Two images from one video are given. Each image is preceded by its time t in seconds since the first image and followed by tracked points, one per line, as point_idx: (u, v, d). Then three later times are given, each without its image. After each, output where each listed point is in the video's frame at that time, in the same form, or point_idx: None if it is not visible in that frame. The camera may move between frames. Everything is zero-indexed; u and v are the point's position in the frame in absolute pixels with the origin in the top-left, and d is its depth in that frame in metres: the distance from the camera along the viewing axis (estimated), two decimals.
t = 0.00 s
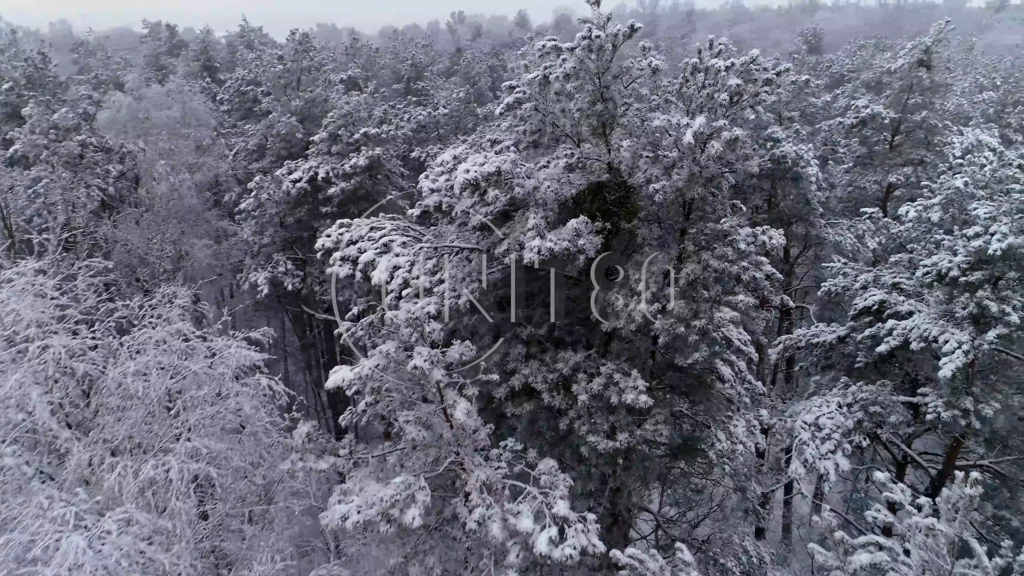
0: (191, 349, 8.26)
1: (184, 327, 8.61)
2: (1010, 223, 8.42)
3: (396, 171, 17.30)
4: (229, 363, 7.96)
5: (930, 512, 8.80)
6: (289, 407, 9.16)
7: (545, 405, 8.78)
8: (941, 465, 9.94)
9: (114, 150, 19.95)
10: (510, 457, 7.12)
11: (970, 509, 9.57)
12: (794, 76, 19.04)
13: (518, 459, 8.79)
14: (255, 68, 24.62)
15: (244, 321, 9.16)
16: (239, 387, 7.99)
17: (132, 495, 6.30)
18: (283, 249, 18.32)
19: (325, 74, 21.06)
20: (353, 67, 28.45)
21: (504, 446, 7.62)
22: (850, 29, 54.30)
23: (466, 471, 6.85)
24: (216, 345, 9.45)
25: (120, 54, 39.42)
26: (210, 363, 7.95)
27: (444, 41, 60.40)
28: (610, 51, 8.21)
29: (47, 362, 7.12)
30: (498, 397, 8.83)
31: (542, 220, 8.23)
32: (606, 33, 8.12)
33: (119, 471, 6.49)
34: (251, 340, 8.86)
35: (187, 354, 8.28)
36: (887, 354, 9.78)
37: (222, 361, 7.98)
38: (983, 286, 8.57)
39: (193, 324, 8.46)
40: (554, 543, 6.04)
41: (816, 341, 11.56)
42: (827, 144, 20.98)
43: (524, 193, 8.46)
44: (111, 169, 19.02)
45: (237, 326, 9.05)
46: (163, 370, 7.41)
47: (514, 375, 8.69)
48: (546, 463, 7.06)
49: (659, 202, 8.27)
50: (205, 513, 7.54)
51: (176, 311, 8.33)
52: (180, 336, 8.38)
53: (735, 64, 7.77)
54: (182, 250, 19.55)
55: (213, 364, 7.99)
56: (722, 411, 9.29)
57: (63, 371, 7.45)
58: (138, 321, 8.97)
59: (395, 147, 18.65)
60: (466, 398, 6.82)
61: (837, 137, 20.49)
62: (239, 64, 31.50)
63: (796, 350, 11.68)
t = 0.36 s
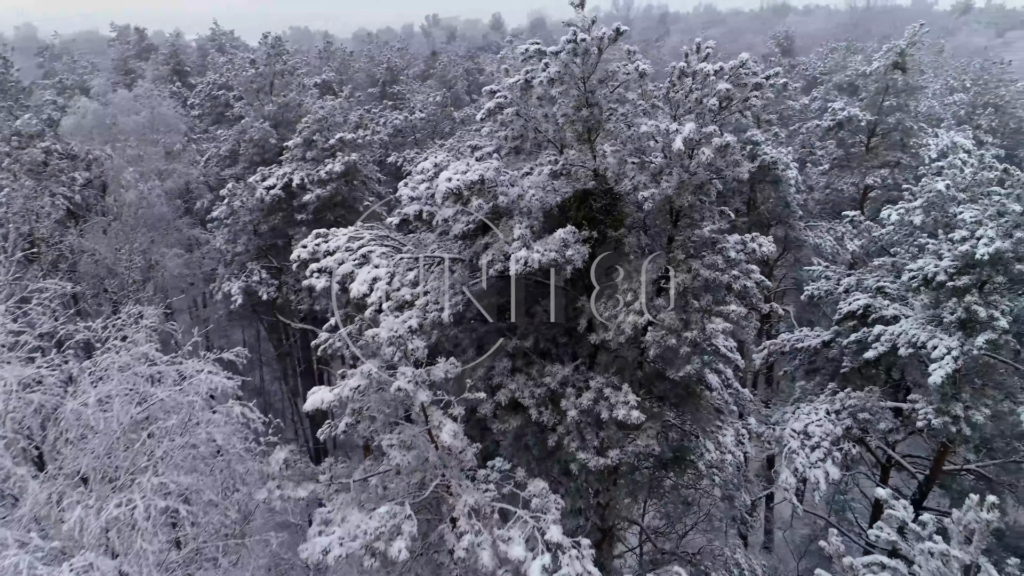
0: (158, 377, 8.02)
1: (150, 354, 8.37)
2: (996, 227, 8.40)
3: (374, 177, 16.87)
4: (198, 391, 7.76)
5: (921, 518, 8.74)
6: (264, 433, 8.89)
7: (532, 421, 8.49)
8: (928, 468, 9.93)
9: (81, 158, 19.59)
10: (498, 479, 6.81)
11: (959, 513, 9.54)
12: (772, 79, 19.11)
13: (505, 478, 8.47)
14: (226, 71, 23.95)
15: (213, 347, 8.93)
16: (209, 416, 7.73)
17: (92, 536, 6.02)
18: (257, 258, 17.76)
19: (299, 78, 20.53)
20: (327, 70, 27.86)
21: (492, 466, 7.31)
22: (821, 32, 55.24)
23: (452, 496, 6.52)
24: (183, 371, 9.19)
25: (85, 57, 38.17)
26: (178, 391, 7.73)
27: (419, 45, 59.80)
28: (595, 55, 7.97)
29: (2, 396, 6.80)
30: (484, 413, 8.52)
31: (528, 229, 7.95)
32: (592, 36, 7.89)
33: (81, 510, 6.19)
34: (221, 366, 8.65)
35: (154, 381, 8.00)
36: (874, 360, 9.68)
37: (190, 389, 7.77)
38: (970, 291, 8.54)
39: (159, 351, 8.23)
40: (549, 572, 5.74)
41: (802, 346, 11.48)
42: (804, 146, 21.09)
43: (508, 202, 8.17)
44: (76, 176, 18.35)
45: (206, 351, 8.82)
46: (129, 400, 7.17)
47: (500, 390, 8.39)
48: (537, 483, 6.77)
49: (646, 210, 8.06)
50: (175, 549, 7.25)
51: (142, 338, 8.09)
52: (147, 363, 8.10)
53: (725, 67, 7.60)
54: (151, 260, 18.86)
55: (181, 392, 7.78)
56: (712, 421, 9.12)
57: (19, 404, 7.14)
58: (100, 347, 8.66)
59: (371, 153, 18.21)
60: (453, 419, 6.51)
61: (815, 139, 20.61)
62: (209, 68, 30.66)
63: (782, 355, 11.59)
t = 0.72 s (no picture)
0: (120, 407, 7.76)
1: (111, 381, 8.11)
2: (981, 230, 8.37)
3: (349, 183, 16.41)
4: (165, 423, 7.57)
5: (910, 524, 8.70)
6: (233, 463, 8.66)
7: (519, 437, 8.21)
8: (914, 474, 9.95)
9: (43, 164, 19.07)
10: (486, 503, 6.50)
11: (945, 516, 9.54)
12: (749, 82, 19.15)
13: (491, 496, 8.17)
14: (195, 74, 23.21)
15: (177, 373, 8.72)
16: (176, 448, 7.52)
17: None
18: (229, 268, 17.17)
19: (271, 82, 19.97)
20: (299, 73, 27.22)
21: (479, 488, 7.01)
22: (790, 34, 56.13)
23: (438, 522, 6.20)
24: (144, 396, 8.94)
25: (47, 61, 36.86)
26: (143, 423, 7.51)
27: (393, 47, 59.11)
28: (580, 58, 7.74)
29: None
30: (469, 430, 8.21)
31: (512, 239, 7.67)
32: (576, 39, 7.67)
33: (35, 558, 5.90)
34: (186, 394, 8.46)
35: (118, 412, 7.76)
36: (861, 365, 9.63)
37: (157, 421, 7.57)
38: (957, 295, 8.50)
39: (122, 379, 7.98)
40: None
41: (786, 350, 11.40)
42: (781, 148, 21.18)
43: (491, 212, 7.87)
44: (37, 184, 17.59)
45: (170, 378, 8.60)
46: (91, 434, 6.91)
47: (485, 407, 8.08)
48: (527, 506, 6.49)
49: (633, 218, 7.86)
50: None
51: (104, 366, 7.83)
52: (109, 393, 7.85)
53: (713, 71, 7.44)
54: (118, 270, 18.11)
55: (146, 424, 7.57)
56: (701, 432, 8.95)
57: None
58: (61, 375, 8.37)
59: (346, 158, 17.75)
60: (438, 442, 6.19)
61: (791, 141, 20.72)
62: (178, 72, 29.74)
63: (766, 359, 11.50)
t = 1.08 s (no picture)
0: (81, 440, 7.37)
1: (71, 411, 7.72)
2: (969, 233, 8.34)
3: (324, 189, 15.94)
4: (130, 456, 7.20)
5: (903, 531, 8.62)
6: (201, 496, 8.28)
7: (505, 454, 7.90)
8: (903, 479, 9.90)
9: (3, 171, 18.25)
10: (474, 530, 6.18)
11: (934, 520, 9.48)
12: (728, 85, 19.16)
13: (478, 517, 7.82)
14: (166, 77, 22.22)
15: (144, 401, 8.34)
16: (141, 485, 7.16)
17: None
18: (202, 277, 16.57)
19: (243, 86, 19.37)
20: (271, 77, 26.64)
21: (467, 511, 6.68)
22: (762, 38, 56.81)
23: (425, 552, 5.87)
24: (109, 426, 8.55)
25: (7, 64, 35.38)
26: (107, 457, 7.14)
27: (368, 51, 58.33)
28: (565, 62, 7.52)
29: None
30: (454, 448, 7.87)
31: (498, 249, 7.38)
32: (561, 42, 7.46)
33: None
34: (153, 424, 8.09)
35: (78, 444, 7.32)
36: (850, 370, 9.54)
37: (121, 454, 7.20)
38: (946, 300, 8.44)
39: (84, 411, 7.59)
40: None
41: (772, 356, 11.28)
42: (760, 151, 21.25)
43: (474, 221, 7.56)
44: None
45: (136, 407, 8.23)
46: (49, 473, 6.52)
47: (471, 423, 7.76)
48: (518, 530, 6.20)
49: (621, 225, 7.64)
50: None
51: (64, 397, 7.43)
52: (69, 424, 7.41)
53: (702, 75, 7.29)
54: (85, 279, 17.29)
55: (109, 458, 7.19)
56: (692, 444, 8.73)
57: None
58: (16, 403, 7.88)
59: (322, 164, 17.32)
60: (425, 466, 5.88)
61: (769, 143, 20.77)
62: (148, 77, 28.82)
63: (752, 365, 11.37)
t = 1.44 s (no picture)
0: (41, 481, 7.17)
1: (29, 447, 7.40)
2: (958, 238, 8.30)
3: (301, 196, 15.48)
4: (92, 497, 7.02)
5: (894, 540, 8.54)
6: (167, 533, 8.02)
7: (494, 473, 7.61)
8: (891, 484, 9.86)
9: None
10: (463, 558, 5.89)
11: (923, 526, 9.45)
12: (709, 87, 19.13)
13: (466, 539, 7.52)
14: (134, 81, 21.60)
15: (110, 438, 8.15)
16: (104, 526, 6.93)
17: None
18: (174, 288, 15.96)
19: (216, 91, 18.79)
20: (244, 80, 25.96)
21: (456, 537, 6.40)
22: (737, 42, 57.40)
23: None
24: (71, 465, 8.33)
25: None
26: (66, 499, 6.88)
27: (344, 54, 57.56)
28: (552, 65, 7.29)
29: None
30: (440, 468, 7.56)
31: (485, 260, 7.10)
32: (549, 45, 7.22)
33: None
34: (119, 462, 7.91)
35: (35, 484, 7.02)
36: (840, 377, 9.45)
37: (83, 495, 7.01)
38: (936, 305, 8.39)
39: (43, 448, 7.34)
40: None
41: (759, 362, 11.15)
42: (741, 153, 21.29)
43: (459, 231, 7.27)
44: None
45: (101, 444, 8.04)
46: (6, 517, 6.32)
47: (457, 441, 7.44)
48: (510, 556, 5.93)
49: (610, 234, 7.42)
50: None
51: (23, 435, 7.24)
52: (25, 463, 7.11)
53: (694, 80, 7.13)
54: (52, 290, 16.45)
55: (70, 500, 7.00)
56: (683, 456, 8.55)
57: None
58: None
59: (299, 170, 16.86)
60: (412, 492, 5.57)
61: (750, 146, 20.81)
62: (116, 81, 27.90)
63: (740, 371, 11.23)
